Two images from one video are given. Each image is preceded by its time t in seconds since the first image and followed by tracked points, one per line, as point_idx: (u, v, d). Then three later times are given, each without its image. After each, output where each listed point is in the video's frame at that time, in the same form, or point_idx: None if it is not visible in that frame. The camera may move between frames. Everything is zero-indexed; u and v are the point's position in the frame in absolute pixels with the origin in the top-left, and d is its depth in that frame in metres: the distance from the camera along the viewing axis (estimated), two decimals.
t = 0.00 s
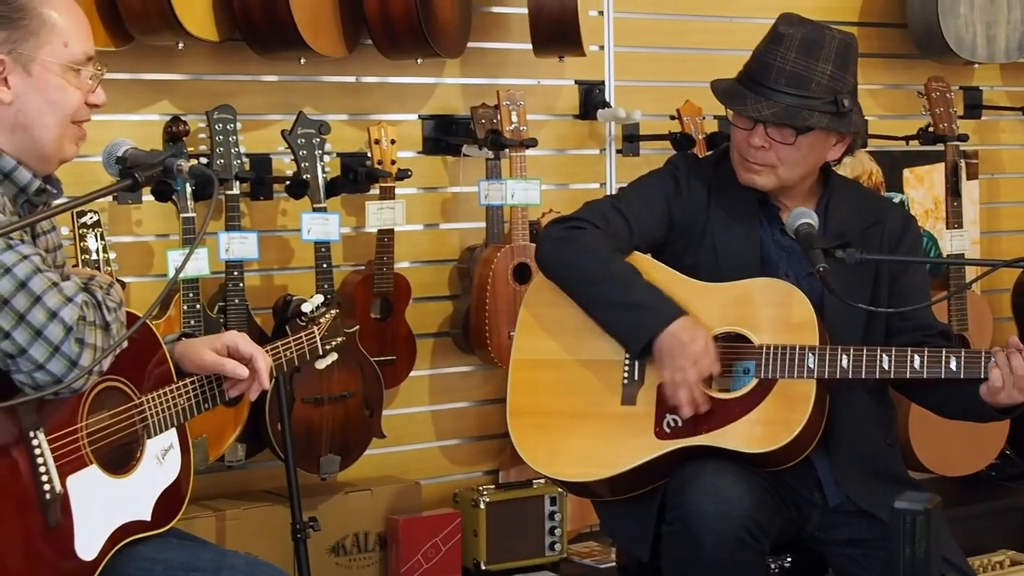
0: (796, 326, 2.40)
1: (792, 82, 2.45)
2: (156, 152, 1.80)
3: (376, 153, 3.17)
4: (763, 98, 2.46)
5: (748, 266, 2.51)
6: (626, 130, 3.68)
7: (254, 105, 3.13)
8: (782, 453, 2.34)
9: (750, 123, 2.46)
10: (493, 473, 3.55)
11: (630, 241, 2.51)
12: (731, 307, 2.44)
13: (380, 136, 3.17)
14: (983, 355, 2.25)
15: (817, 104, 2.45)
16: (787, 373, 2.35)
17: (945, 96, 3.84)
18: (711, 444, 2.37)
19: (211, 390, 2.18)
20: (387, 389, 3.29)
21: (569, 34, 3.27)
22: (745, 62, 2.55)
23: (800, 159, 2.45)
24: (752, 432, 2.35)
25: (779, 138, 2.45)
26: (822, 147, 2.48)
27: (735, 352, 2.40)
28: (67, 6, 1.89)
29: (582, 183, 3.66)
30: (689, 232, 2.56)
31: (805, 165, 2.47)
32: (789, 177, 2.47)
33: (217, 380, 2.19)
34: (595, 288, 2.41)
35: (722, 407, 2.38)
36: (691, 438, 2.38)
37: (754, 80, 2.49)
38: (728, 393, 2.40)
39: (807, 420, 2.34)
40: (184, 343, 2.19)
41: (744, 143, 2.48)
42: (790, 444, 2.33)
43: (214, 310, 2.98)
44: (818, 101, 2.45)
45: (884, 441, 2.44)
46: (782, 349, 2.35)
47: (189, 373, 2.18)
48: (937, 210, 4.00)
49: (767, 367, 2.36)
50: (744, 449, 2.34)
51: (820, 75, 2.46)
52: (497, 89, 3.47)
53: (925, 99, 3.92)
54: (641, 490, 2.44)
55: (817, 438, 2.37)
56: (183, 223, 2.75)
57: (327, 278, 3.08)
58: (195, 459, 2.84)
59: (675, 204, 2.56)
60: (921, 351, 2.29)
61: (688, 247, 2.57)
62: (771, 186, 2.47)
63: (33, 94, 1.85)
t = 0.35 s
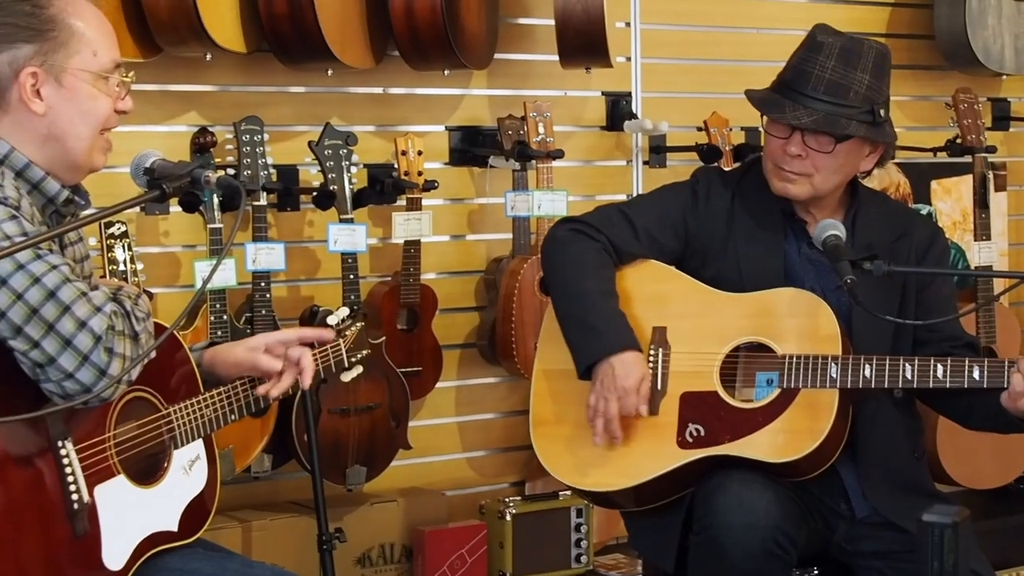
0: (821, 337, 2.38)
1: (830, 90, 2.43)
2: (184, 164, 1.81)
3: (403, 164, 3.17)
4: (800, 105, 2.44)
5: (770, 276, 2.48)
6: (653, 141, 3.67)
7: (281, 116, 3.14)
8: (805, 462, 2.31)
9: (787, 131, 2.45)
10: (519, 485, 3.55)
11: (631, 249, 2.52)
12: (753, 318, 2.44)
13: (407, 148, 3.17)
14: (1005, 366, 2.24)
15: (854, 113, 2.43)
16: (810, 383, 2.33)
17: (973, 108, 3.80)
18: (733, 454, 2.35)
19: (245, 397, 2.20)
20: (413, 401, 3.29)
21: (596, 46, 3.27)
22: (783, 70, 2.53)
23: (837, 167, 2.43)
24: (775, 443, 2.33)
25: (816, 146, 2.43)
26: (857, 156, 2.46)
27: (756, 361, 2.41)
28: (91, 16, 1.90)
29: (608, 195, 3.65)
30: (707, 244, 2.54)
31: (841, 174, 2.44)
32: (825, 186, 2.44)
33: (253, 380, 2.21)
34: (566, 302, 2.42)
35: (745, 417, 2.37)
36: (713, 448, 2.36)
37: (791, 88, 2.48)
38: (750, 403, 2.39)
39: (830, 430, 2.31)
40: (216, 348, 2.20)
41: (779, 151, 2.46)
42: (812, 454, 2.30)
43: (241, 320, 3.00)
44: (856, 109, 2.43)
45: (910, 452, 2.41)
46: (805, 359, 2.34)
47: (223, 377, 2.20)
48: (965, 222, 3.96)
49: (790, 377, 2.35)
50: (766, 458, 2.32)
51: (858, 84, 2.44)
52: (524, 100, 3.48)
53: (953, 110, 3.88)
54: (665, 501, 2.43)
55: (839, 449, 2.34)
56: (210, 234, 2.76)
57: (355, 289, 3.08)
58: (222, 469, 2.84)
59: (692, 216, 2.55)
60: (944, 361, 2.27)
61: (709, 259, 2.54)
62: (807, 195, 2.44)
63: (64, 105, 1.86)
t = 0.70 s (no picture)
0: (847, 349, 2.36)
1: (847, 95, 2.42)
2: (211, 176, 1.82)
3: (428, 175, 3.18)
4: (817, 109, 2.43)
5: (795, 289, 2.47)
6: (678, 153, 3.67)
7: (306, 127, 3.16)
8: (829, 475, 2.29)
9: (804, 136, 2.44)
10: (544, 496, 3.56)
11: (659, 266, 2.51)
12: (778, 330, 2.42)
13: (432, 159, 3.18)
14: None
15: (871, 117, 2.41)
16: (836, 395, 2.31)
17: (999, 120, 3.77)
18: (758, 466, 2.33)
19: (273, 405, 2.21)
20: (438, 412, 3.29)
21: (621, 58, 3.27)
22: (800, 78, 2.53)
23: (855, 172, 2.41)
24: (800, 455, 2.31)
25: (833, 150, 2.42)
26: (875, 160, 2.44)
27: (782, 374, 2.38)
28: (135, 35, 1.93)
29: (633, 207, 3.65)
30: (732, 258, 2.53)
31: (859, 180, 2.42)
32: (844, 192, 2.42)
33: (279, 392, 2.22)
34: (613, 313, 2.42)
35: (769, 429, 2.35)
36: (738, 461, 2.35)
37: (807, 94, 2.47)
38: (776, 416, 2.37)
39: (854, 441, 2.29)
40: (246, 357, 2.22)
41: (797, 157, 2.45)
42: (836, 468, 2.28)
43: (266, 331, 3.01)
44: (873, 113, 2.42)
45: (935, 465, 2.38)
46: (830, 372, 2.32)
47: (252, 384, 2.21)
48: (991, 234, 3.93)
49: (814, 389, 2.33)
50: (790, 472, 2.30)
51: (875, 88, 2.43)
52: (549, 111, 3.49)
53: (979, 123, 3.85)
54: (691, 514, 2.42)
55: (865, 461, 2.32)
56: (236, 245, 2.79)
57: (380, 301, 3.08)
58: (248, 480, 2.84)
59: (716, 230, 2.55)
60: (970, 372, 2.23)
61: (733, 273, 2.54)
62: (826, 202, 2.42)
63: (104, 120, 1.88)
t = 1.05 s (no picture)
0: (872, 359, 2.35)
1: (870, 101, 2.42)
2: (235, 185, 1.84)
3: (452, 185, 3.20)
4: (840, 115, 2.43)
5: (818, 300, 2.46)
6: (700, 163, 3.67)
7: (330, 137, 3.19)
8: (853, 485, 2.29)
9: (826, 142, 2.43)
10: (566, 505, 3.57)
11: (685, 278, 2.50)
12: (801, 341, 2.42)
13: (455, 169, 3.20)
14: None
15: (893, 123, 2.41)
16: (859, 406, 2.30)
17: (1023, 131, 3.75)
18: (781, 476, 2.33)
19: (293, 418, 2.21)
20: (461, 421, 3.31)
21: (644, 68, 3.28)
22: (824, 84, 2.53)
23: (876, 179, 2.40)
24: (823, 465, 2.31)
25: (855, 155, 2.41)
26: (896, 168, 2.43)
27: (806, 385, 2.36)
28: (172, 52, 1.96)
29: (655, 217, 3.65)
30: (756, 269, 2.53)
31: (881, 187, 2.41)
32: (865, 200, 2.41)
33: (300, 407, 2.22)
34: (644, 329, 2.43)
35: (792, 440, 2.34)
36: (762, 471, 2.35)
37: (830, 100, 2.47)
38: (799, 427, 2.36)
39: (877, 451, 2.29)
40: (262, 374, 2.22)
41: (819, 162, 2.44)
42: (861, 479, 2.28)
43: (290, 340, 3.04)
44: (896, 119, 2.41)
45: (961, 476, 2.35)
46: (853, 382, 2.31)
47: (269, 403, 2.21)
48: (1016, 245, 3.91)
49: (838, 401, 2.32)
50: (814, 482, 2.30)
51: (897, 95, 2.43)
52: (572, 122, 3.50)
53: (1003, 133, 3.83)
54: (714, 525, 2.41)
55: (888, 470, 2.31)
56: (260, 254, 2.81)
57: (403, 310, 3.10)
58: (272, 488, 2.86)
59: (740, 240, 2.54)
60: (993, 384, 2.22)
61: (757, 283, 2.53)
62: (846, 208, 2.41)
63: (138, 134, 1.91)
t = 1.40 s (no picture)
0: (896, 371, 2.33)
1: (890, 111, 2.40)
2: (255, 194, 1.84)
3: (471, 195, 3.19)
4: (861, 126, 2.41)
5: (841, 311, 2.44)
6: (720, 173, 3.66)
7: (350, 146, 3.19)
8: (876, 498, 2.27)
9: (847, 152, 2.41)
10: (586, 516, 3.56)
11: (705, 287, 2.49)
12: (823, 352, 2.40)
13: (475, 179, 3.20)
14: None
15: (913, 134, 2.39)
16: (883, 418, 2.28)
17: None
18: (804, 489, 2.31)
19: (313, 427, 2.20)
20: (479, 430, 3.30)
21: (663, 77, 3.27)
22: (844, 96, 2.51)
23: (897, 190, 2.38)
24: (846, 478, 2.29)
25: (876, 167, 2.39)
26: (917, 179, 2.41)
27: (828, 396, 2.35)
28: (186, 55, 1.97)
29: (675, 227, 3.64)
30: (777, 279, 2.51)
31: (902, 198, 2.39)
32: (886, 210, 2.39)
33: (318, 419, 2.21)
34: (660, 335, 2.41)
35: (816, 451, 2.32)
36: (784, 483, 2.33)
37: (850, 111, 2.46)
38: (822, 438, 2.34)
39: (902, 464, 2.27)
40: (282, 384, 2.21)
41: (840, 174, 2.42)
42: (884, 492, 2.26)
43: (309, 349, 3.04)
44: (916, 130, 2.39)
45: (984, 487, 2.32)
46: (876, 394, 2.29)
47: (289, 413, 2.21)
48: None
49: (862, 412, 2.30)
50: (837, 494, 2.28)
51: (917, 105, 2.41)
52: (591, 131, 3.49)
53: None
54: (735, 536, 2.40)
55: (912, 481, 2.29)
56: (279, 263, 2.81)
57: (422, 319, 3.09)
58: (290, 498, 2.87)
59: (761, 251, 2.52)
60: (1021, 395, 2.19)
61: (778, 293, 2.52)
62: (868, 219, 2.39)
63: (158, 139, 1.92)
